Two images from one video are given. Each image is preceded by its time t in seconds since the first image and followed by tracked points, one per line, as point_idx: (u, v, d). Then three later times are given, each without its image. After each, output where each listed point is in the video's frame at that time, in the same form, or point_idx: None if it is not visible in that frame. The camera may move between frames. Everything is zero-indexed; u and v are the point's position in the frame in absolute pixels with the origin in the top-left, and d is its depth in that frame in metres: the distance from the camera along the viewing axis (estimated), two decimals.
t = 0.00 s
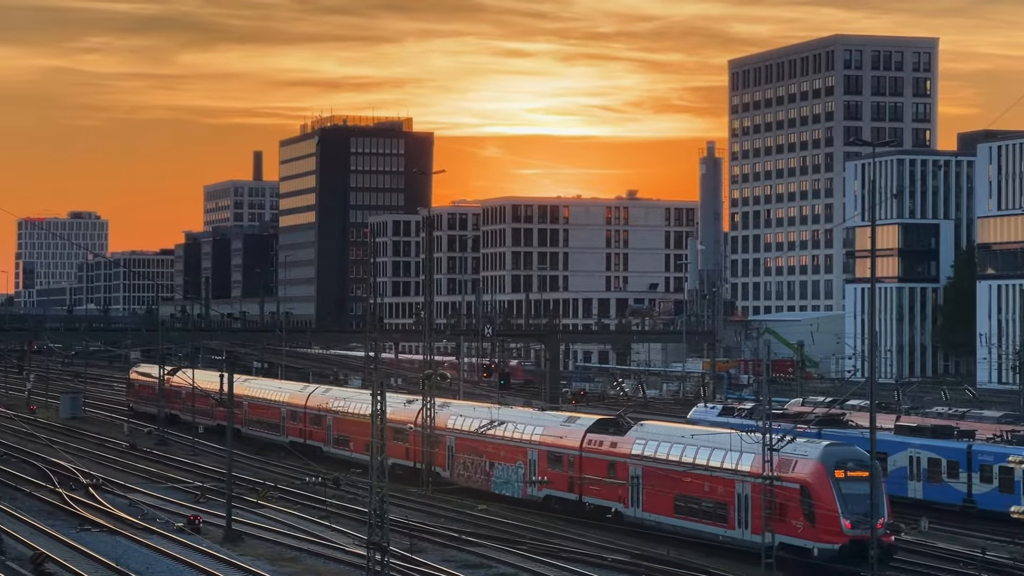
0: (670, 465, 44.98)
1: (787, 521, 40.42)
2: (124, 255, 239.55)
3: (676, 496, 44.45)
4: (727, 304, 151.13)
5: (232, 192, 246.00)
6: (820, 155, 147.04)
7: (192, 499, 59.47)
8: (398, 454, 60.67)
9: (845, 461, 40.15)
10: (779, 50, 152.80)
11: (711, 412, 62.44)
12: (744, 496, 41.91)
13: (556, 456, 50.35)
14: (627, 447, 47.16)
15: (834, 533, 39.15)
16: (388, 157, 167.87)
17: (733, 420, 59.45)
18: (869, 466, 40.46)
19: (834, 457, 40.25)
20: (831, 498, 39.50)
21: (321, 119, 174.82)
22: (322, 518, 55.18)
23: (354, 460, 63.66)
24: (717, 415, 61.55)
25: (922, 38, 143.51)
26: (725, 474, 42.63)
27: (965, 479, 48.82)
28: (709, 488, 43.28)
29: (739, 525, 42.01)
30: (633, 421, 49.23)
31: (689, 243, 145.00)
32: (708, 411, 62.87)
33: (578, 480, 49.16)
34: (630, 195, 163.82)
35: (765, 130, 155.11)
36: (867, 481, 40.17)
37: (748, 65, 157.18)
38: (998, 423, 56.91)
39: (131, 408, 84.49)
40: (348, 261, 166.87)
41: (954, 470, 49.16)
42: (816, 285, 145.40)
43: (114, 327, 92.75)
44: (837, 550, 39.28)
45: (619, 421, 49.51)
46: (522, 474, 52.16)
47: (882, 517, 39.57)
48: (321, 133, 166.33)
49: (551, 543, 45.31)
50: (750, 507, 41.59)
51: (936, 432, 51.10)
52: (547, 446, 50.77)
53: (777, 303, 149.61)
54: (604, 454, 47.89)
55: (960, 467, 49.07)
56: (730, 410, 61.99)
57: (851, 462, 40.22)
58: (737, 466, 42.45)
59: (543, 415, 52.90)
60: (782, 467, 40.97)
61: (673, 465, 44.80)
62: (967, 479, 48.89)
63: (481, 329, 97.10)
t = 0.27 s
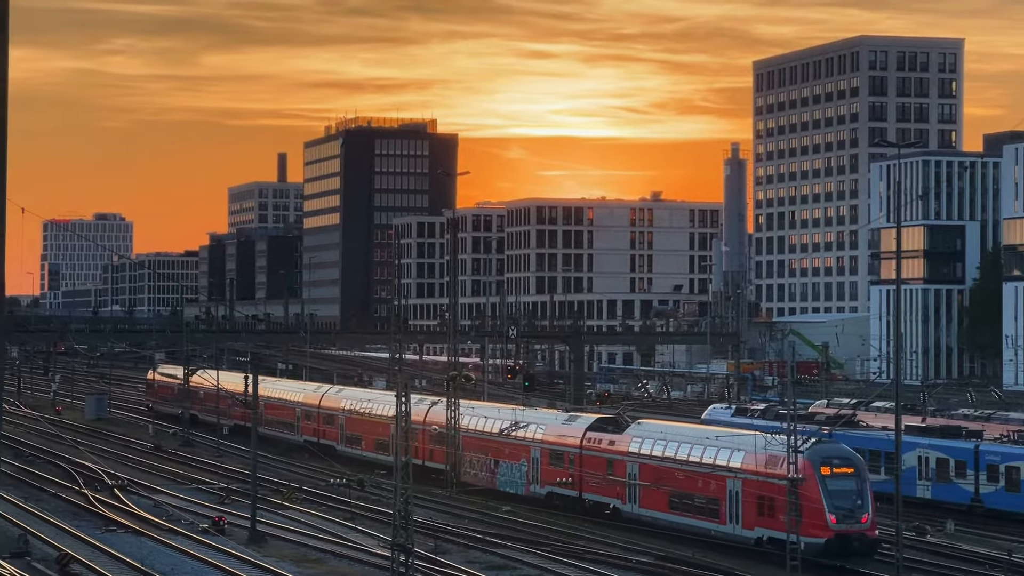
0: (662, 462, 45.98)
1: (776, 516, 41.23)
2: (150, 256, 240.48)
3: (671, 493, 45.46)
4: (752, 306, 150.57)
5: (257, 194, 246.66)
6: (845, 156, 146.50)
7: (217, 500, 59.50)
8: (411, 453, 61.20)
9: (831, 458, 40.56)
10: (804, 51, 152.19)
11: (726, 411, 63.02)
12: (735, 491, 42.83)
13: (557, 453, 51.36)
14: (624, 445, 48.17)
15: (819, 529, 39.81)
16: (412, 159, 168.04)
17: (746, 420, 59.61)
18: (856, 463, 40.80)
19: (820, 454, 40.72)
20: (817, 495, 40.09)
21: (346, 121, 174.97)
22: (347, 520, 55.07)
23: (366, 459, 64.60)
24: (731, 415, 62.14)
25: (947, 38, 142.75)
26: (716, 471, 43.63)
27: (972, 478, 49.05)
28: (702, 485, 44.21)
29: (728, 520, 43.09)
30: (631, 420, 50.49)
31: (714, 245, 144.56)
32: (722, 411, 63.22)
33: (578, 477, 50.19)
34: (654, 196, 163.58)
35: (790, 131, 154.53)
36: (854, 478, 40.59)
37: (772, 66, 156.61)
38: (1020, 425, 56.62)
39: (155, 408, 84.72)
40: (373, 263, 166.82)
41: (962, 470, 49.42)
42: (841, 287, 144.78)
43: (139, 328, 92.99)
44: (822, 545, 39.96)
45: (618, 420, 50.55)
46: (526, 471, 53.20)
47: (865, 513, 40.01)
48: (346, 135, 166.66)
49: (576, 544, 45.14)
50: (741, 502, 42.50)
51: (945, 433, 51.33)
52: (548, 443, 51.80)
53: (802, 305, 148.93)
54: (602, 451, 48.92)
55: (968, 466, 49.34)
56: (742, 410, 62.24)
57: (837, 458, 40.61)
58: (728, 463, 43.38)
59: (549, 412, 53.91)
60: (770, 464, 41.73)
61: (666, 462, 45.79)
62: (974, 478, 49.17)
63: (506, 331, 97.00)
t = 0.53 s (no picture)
0: (657, 459, 46.79)
1: (765, 511, 42.03)
2: (173, 258, 241.14)
3: (667, 490, 46.14)
4: (775, 307, 149.94)
5: (280, 195, 247.20)
6: (869, 157, 145.89)
7: (239, 502, 59.42)
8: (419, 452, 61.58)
9: (817, 456, 41.36)
10: (828, 52, 151.48)
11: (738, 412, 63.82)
12: (726, 488, 43.52)
13: (559, 451, 52.28)
14: (622, 443, 48.81)
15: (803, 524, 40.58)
16: (435, 160, 168.16)
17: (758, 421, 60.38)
18: (842, 461, 41.55)
19: (807, 452, 41.52)
20: (802, 491, 40.90)
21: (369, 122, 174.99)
22: (370, 521, 54.88)
23: (379, 458, 65.56)
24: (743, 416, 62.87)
25: (972, 39, 141.98)
26: (710, 468, 44.28)
27: (978, 478, 49.47)
28: (695, 481, 44.91)
29: (721, 517, 43.72)
30: (631, 417, 50.93)
31: (738, 246, 144.05)
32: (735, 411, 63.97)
33: (578, 474, 51.08)
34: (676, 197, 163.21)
35: (814, 132, 153.87)
36: (840, 474, 41.34)
37: (795, 67, 156.07)
38: None
39: (178, 409, 84.82)
40: (396, 265, 166.61)
41: (968, 470, 49.88)
42: (865, 288, 144.10)
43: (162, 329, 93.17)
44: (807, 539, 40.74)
45: (617, 418, 51.17)
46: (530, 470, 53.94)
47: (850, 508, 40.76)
48: (369, 136, 166.80)
49: (599, 546, 44.90)
50: (732, 499, 43.22)
51: (952, 433, 51.95)
52: (550, 443, 52.78)
53: (825, 306, 148.16)
54: (599, 450, 49.64)
55: (974, 466, 49.80)
56: (754, 410, 62.99)
57: (824, 456, 41.40)
58: (720, 460, 44.12)
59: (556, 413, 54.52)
60: (760, 461, 42.51)
61: (660, 460, 46.50)
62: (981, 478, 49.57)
63: (529, 331, 96.88)
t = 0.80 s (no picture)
0: (653, 456, 48.26)
1: (752, 506, 43.30)
2: (194, 258, 241.62)
3: (660, 486, 47.60)
4: (796, 308, 149.37)
5: (301, 197, 247.72)
6: (890, 159, 145.44)
7: (260, 502, 59.47)
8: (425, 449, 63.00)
9: (803, 452, 42.87)
10: (849, 54, 150.88)
11: (747, 412, 64.77)
12: (716, 483, 44.89)
13: (559, 449, 53.83)
14: (619, 441, 50.49)
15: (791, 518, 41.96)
16: (455, 162, 168.39)
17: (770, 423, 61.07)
18: (826, 458, 43.16)
19: (793, 448, 42.96)
20: (789, 485, 42.28)
21: (389, 123, 174.96)
22: (390, 522, 54.90)
23: (389, 457, 66.81)
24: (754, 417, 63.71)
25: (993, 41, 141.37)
26: (699, 464, 45.76)
27: (981, 477, 49.90)
28: (688, 477, 46.23)
29: (711, 512, 45.11)
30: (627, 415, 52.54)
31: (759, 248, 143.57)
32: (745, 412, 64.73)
33: (577, 471, 52.68)
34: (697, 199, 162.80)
35: (835, 134, 153.34)
36: (824, 471, 42.91)
37: (816, 68, 155.48)
38: None
39: (199, 410, 84.79)
40: (416, 267, 166.46)
41: (972, 469, 50.44)
42: (886, 290, 143.54)
43: (184, 330, 93.41)
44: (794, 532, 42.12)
45: (614, 417, 52.67)
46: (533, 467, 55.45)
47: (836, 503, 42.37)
48: (390, 137, 166.92)
49: (620, 547, 44.77)
50: (721, 493, 44.58)
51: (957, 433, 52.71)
52: (551, 441, 54.27)
53: (846, 308, 147.49)
54: (598, 448, 51.21)
55: (978, 466, 50.35)
56: (765, 411, 63.79)
57: (808, 453, 42.91)
58: (710, 457, 45.52)
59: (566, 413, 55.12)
60: (749, 458, 43.86)
61: (654, 457, 47.95)
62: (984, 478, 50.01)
63: (549, 333, 96.80)
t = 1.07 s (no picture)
0: (648, 453, 49.36)
1: (741, 502, 44.47)
2: (215, 259, 242.14)
3: (655, 482, 48.65)
4: (816, 310, 148.80)
5: (322, 198, 247.96)
6: (911, 160, 144.94)
7: (281, 503, 59.46)
8: (430, 447, 64.47)
9: (790, 449, 43.85)
10: (871, 54, 150.18)
11: (759, 411, 65.22)
12: (709, 481, 46.00)
13: (559, 447, 55.02)
14: (615, 439, 51.36)
15: (778, 514, 43.08)
16: (476, 163, 168.46)
17: (781, 422, 61.96)
18: (813, 454, 44.22)
19: (780, 446, 43.94)
20: (776, 482, 43.31)
21: (410, 124, 174.99)
22: (410, 523, 54.87)
23: (396, 455, 67.76)
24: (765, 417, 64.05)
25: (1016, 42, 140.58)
26: (692, 461, 46.77)
27: (985, 476, 50.26)
28: (680, 474, 47.39)
29: (703, 507, 46.23)
30: (625, 412, 53.55)
31: (779, 249, 143.22)
32: (757, 412, 65.46)
33: (577, 469, 53.70)
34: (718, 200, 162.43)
35: (856, 136, 152.77)
36: (810, 467, 43.97)
37: (838, 69, 154.86)
38: None
39: (220, 411, 84.81)
40: (437, 268, 166.43)
41: (976, 468, 50.71)
42: (906, 292, 143.00)
43: (204, 331, 93.54)
44: (780, 527, 43.23)
45: (612, 416, 53.70)
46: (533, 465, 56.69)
47: (821, 499, 43.54)
48: (410, 138, 167.04)
49: (640, 549, 44.61)
50: (713, 490, 45.67)
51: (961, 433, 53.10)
52: (551, 438, 55.59)
53: (867, 310, 146.82)
54: (596, 446, 52.22)
55: (982, 466, 50.56)
56: (776, 410, 64.20)
57: (795, 449, 43.93)
58: (703, 454, 46.57)
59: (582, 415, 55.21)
60: (738, 455, 44.95)
61: (651, 453, 48.98)
62: (988, 477, 50.32)
63: (570, 334, 96.63)
